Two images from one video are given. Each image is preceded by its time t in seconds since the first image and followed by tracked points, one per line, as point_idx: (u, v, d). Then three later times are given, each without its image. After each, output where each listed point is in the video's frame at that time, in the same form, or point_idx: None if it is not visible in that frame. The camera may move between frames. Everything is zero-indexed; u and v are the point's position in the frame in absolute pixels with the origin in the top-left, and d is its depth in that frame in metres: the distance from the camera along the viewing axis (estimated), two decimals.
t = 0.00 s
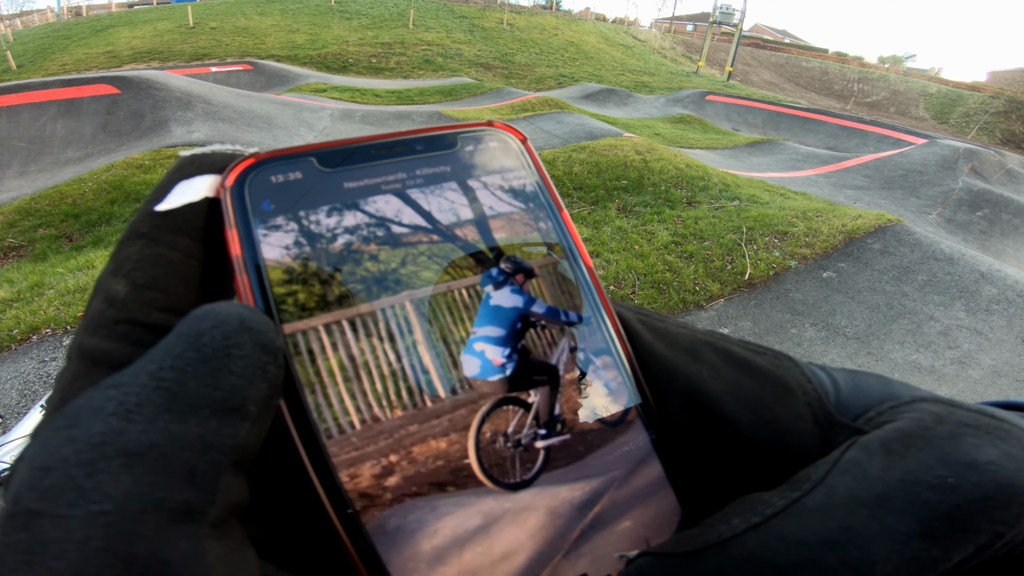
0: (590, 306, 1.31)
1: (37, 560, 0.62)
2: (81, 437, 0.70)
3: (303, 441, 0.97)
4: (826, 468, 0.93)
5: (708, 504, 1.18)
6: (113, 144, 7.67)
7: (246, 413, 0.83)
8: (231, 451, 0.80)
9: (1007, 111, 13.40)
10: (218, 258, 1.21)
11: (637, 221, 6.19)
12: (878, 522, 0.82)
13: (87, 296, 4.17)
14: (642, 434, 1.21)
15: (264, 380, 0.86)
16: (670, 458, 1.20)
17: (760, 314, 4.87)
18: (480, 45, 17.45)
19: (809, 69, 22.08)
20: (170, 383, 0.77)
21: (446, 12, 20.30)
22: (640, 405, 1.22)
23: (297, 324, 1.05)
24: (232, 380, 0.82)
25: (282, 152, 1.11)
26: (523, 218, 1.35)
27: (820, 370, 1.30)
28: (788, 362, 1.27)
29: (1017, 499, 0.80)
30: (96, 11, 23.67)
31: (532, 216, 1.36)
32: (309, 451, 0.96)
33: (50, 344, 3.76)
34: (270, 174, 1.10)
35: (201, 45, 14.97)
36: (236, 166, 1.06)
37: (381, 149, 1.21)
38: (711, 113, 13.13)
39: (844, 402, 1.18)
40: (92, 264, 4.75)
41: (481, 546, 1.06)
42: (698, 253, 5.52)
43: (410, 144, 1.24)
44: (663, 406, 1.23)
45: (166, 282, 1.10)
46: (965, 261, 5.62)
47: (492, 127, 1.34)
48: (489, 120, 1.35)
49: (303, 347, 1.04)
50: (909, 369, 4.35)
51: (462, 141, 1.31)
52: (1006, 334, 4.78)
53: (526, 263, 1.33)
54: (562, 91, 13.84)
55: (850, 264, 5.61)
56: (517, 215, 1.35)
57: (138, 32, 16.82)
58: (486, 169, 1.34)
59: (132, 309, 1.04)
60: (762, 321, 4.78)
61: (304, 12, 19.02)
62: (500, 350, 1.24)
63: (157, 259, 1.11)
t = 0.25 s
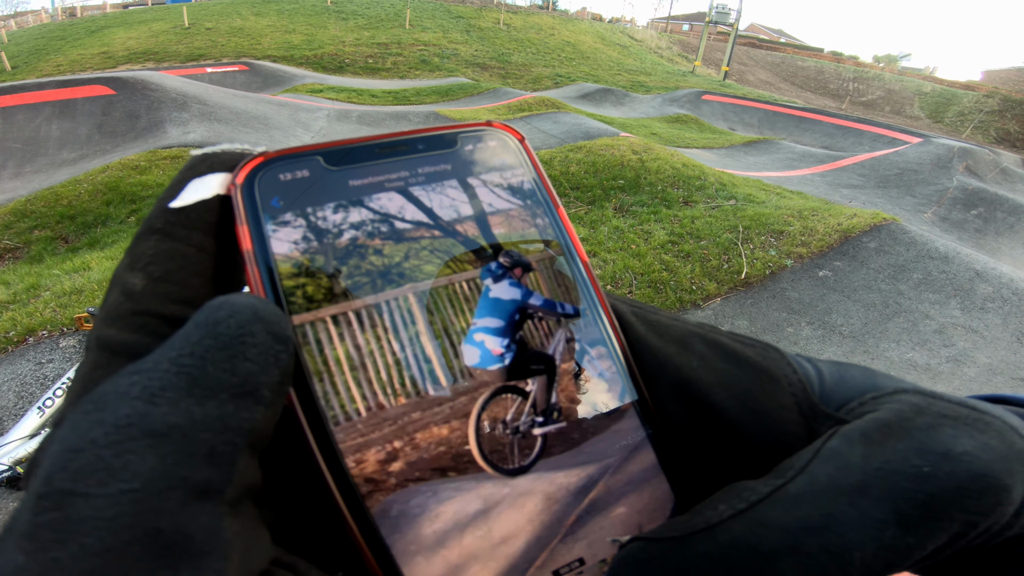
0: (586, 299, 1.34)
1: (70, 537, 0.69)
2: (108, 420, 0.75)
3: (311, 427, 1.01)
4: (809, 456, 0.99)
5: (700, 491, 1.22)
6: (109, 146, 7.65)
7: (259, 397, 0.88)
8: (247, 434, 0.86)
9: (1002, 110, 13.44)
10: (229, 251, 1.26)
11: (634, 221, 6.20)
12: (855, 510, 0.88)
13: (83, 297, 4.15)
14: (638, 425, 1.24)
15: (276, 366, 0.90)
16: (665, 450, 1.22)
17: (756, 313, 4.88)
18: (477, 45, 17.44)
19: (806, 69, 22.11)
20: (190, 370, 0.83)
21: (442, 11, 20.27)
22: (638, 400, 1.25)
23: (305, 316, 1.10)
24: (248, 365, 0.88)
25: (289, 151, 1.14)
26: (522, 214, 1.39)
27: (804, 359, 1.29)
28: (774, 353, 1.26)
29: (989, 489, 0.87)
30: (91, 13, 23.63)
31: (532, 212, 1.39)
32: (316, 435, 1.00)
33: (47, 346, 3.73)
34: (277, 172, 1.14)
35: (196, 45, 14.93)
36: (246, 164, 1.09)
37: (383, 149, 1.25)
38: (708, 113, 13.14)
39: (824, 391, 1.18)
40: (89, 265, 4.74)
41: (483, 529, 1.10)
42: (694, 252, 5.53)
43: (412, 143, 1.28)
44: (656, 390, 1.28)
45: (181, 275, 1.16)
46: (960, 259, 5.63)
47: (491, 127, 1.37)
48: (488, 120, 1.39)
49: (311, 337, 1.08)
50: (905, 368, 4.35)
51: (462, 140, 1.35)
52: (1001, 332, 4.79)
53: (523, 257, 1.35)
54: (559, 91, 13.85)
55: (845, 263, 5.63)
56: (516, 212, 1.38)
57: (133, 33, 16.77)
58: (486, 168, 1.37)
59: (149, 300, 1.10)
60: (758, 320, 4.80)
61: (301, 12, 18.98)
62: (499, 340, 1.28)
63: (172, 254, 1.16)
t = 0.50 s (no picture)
0: (585, 295, 1.38)
1: (102, 517, 0.71)
2: (135, 405, 0.79)
3: (321, 416, 1.05)
4: (794, 446, 1.00)
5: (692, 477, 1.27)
6: (105, 147, 7.64)
7: (274, 384, 0.92)
8: (262, 420, 0.90)
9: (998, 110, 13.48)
10: (240, 248, 1.30)
11: (631, 221, 6.20)
12: (839, 497, 0.90)
13: (79, 299, 4.14)
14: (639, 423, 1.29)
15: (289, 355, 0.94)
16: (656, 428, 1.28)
17: (753, 313, 4.89)
18: (474, 46, 17.45)
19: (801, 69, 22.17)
20: (210, 357, 0.87)
21: (439, 12, 20.28)
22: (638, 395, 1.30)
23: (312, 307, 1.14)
24: (263, 352, 0.92)
25: (296, 151, 1.19)
26: (518, 209, 1.43)
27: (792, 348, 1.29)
28: (763, 343, 1.25)
29: (969, 477, 0.86)
30: (86, 14, 23.67)
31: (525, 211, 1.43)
32: (327, 423, 1.05)
33: (43, 348, 3.71)
34: (285, 172, 1.18)
35: (193, 46, 14.91)
36: (255, 164, 1.14)
37: (387, 149, 1.30)
38: (705, 113, 13.16)
39: (816, 381, 1.17)
40: (85, 267, 4.73)
41: (484, 514, 1.15)
42: (692, 252, 5.53)
43: (414, 143, 1.32)
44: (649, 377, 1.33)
45: (195, 270, 1.19)
46: (955, 258, 5.65)
47: (490, 126, 1.40)
48: (488, 120, 1.42)
49: (319, 330, 1.12)
50: (903, 367, 4.35)
51: (462, 140, 1.38)
52: (997, 331, 4.81)
53: (523, 252, 1.40)
54: (556, 92, 13.86)
55: (842, 262, 5.63)
56: (514, 209, 1.42)
57: (129, 35, 16.76)
58: (487, 166, 1.41)
59: (165, 295, 1.14)
60: (756, 319, 4.80)
61: (297, 13, 18.97)
62: (499, 329, 1.32)
63: (186, 250, 1.20)
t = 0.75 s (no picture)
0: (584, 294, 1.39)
1: (127, 510, 0.74)
2: (154, 402, 0.82)
3: (328, 410, 1.09)
4: (785, 439, 1.02)
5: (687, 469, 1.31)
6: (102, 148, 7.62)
7: (285, 380, 0.95)
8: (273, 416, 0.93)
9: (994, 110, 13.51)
10: (247, 250, 1.31)
11: (629, 221, 6.20)
12: (827, 489, 0.91)
13: (77, 300, 4.13)
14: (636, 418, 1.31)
15: (297, 353, 0.97)
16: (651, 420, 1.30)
17: (751, 313, 4.90)
18: (472, 46, 17.43)
19: (799, 69, 22.19)
20: (222, 355, 0.90)
21: (437, 12, 20.25)
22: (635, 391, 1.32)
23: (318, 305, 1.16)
24: (273, 351, 0.94)
25: (299, 155, 1.20)
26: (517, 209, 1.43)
27: (783, 344, 1.33)
28: (755, 339, 1.29)
29: (952, 470, 0.87)
30: (83, 14, 23.61)
31: (452, 225, 1.38)
32: (334, 419, 1.08)
33: (41, 349, 3.70)
34: (289, 175, 1.19)
35: (190, 47, 14.88)
36: (261, 168, 1.16)
37: (388, 152, 1.31)
38: (703, 113, 13.17)
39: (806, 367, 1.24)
40: (83, 268, 4.72)
41: (483, 507, 1.19)
42: (690, 252, 5.53)
43: (415, 146, 1.33)
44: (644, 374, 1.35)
45: (204, 272, 1.22)
46: (952, 258, 5.66)
47: (489, 128, 1.41)
48: (487, 121, 1.43)
49: (328, 329, 1.16)
50: (899, 367, 4.37)
51: (462, 142, 1.39)
52: (994, 330, 4.83)
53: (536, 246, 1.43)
54: (555, 92, 13.86)
55: (839, 262, 5.64)
56: (513, 210, 1.42)
57: (126, 35, 16.72)
58: (487, 167, 1.41)
59: (176, 297, 1.17)
60: (754, 319, 4.81)
61: (295, 14, 18.94)
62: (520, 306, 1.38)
63: (195, 253, 1.22)
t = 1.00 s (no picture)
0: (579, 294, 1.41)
1: (134, 500, 0.74)
2: (160, 397, 0.82)
3: (328, 410, 1.09)
4: (774, 437, 1.02)
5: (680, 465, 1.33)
6: (100, 149, 7.61)
7: (285, 377, 0.94)
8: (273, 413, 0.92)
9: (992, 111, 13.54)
10: (248, 252, 1.31)
11: (628, 222, 6.21)
12: (812, 487, 0.91)
13: (75, 302, 4.12)
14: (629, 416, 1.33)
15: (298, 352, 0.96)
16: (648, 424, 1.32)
17: (750, 313, 4.90)
18: (470, 47, 17.45)
19: (797, 70, 22.24)
20: (227, 353, 0.89)
21: (436, 13, 20.27)
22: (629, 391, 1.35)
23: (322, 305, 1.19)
24: (274, 349, 0.93)
25: (299, 159, 1.22)
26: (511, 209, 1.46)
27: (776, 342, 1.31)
28: (746, 337, 1.27)
29: (937, 469, 0.87)
30: (82, 15, 23.63)
31: (405, 237, 1.35)
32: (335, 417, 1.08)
33: (39, 351, 3.69)
34: (290, 178, 1.21)
35: (188, 48, 14.88)
36: (262, 172, 1.17)
37: (386, 155, 1.33)
38: (701, 114, 13.20)
39: (793, 368, 1.21)
40: (81, 269, 4.71)
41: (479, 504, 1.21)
42: (689, 253, 5.54)
43: (412, 149, 1.36)
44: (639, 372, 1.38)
45: (208, 274, 1.22)
46: (950, 258, 5.67)
47: (484, 130, 1.45)
48: (481, 124, 1.47)
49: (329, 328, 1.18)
50: (898, 366, 4.38)
51: (458, 145, 1.42)
52: (993, 330, 4.84)
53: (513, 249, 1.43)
54: (553, 93, 13.87)
55: (838, 262, 5.64)
56: (507, 212, 1.45)
57: (124, 36, 16.71)
58: (483, 171, 1.45)
59: (181, 297, 1.17)
60: (752, 320, 4.82)
61: (293, 15, 18.96)
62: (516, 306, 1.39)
63: (198, 256, 1.22)
